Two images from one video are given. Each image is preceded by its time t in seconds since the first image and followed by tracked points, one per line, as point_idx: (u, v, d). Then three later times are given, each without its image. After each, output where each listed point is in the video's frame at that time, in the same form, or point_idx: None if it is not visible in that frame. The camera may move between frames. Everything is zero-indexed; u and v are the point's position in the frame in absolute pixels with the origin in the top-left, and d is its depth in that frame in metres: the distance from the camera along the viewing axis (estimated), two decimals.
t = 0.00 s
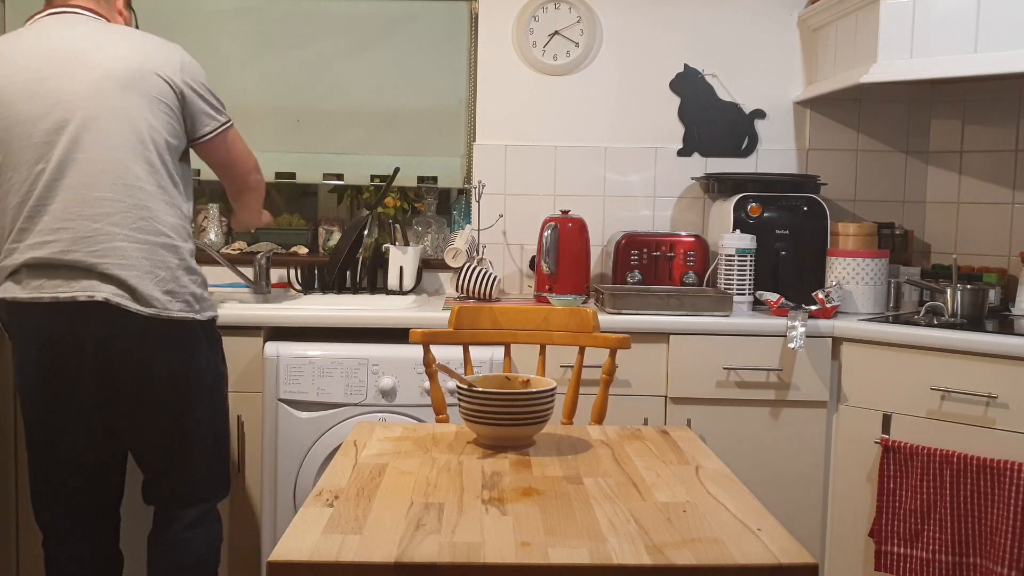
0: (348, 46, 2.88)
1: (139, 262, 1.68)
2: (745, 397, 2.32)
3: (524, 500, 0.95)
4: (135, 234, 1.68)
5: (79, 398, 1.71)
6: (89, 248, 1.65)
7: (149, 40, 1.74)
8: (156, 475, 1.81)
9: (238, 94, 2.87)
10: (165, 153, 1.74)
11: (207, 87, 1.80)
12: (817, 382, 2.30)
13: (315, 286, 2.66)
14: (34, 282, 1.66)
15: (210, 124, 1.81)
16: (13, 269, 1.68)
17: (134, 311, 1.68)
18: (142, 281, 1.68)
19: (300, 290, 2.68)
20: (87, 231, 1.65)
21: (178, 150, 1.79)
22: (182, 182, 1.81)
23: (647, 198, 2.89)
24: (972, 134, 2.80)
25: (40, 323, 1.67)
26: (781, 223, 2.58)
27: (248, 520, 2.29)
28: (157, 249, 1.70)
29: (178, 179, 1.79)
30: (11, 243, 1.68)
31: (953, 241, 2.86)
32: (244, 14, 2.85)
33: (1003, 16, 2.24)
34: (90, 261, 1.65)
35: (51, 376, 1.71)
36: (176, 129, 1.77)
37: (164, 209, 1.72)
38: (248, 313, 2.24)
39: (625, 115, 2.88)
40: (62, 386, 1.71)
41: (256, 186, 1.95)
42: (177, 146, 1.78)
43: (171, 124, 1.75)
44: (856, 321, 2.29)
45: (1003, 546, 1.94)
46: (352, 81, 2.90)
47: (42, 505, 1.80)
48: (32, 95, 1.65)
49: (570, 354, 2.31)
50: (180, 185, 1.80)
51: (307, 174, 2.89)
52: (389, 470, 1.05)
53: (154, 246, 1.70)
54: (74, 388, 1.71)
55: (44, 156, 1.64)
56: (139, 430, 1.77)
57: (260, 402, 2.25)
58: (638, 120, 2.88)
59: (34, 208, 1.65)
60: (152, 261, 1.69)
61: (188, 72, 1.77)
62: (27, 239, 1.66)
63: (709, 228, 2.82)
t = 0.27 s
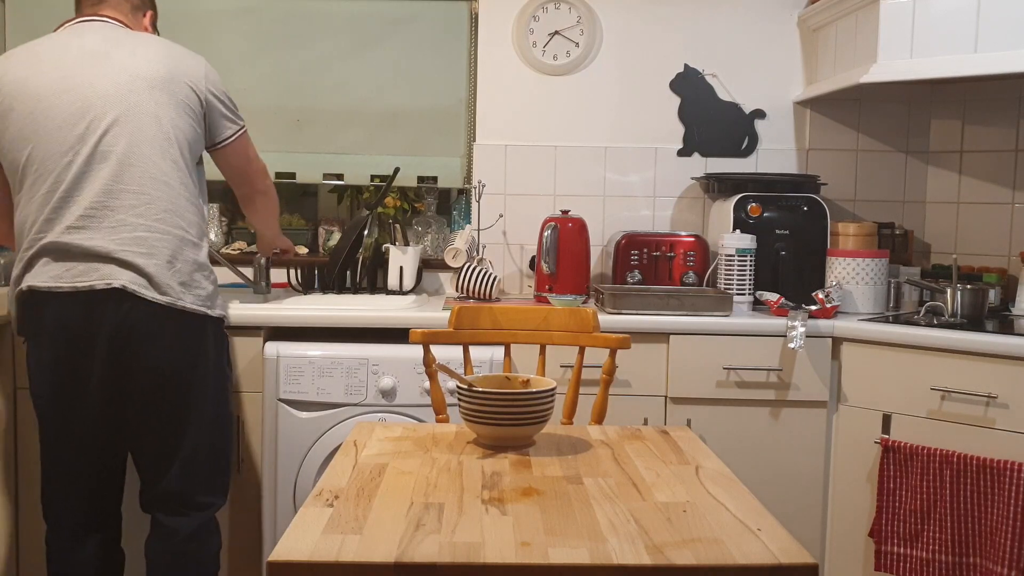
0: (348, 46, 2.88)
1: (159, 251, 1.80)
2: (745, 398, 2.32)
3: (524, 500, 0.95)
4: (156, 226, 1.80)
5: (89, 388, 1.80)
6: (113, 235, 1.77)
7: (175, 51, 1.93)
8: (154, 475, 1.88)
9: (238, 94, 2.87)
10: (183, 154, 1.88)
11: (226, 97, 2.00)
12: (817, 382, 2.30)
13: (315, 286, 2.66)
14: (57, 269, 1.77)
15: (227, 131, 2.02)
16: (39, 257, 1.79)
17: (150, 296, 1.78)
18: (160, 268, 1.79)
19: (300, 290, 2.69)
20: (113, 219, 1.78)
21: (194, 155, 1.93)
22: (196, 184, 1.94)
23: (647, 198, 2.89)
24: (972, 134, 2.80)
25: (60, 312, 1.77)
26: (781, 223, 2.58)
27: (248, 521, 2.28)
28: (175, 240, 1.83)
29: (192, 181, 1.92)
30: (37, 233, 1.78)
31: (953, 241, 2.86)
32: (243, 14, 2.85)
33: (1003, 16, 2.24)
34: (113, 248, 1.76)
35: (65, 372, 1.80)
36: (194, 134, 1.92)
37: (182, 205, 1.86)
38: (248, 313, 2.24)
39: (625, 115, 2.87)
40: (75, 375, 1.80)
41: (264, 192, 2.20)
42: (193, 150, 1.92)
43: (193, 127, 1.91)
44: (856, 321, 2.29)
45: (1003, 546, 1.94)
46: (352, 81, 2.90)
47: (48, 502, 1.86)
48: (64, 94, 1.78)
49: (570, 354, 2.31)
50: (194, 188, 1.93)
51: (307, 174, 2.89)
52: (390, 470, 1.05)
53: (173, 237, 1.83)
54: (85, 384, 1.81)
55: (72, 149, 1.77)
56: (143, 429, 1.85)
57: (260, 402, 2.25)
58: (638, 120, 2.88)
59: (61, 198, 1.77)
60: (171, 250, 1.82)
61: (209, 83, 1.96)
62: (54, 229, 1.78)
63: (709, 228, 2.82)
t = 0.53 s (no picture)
0: (348, 47, 2.88)
1: (165, 251, 1.80)
2: (745, 397, 2.32)
3: (524, 500, 0.95)
4: (163, 226, 1.81)
5: (90, 388, 1.80)
6: (121, 234, 1.78)
7: (188, 55, 1.94)
8: (153, 476, 1.88)
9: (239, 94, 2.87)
10: (191, 156, 1.89)
11: (238, 99, 2.01)
12: (817, 382, 2.30)
13: (315, 286, 2.66)
14: (64, 266, 1.78)
15: (239, 132, 2.02)
16: (48, 255, 1.80)
17: (154, 295, 1.78)
18: (165, 268, 1.79)
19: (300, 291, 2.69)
20: (120, 217, 1.78)
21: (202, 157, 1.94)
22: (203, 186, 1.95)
23: (647, 198, 2.89)
24: (972, 134, 2.80)
25: (65, 311, 1.78)
26: (781, 223, 2.58)
27: (248, 521, 2.28)
28: (181, 241, 1.83)
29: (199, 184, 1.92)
30: (46, 230, 1.80)
31: (953, 241, 2.86)
32: (244, 14, 2.85)
33: (1003, 16, 2.24)
34: (120, 246, 1.77)
35: (66, 372, 1.80)
36: (202, 136, 1.93)
37: (189, 206, 1.86)
38: (249, 314, 2.24)
39: (625, 115, 2.87)
40: (76, 375, 1.80)
41: (281, 194, 2.22)
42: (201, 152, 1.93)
43: (202, 129, 1.92)
44: (856, 321, 2.29)
45: (1003, 546, 1.94)
46: (352, 81, 2.90)
47: (48, 501, 1.86)
48: (74, 93, 1.80)
49: (570, 354, 2.31)
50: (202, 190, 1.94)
51: (307, 174, 2.89)
52: (389, 470, 1.05)
53: (179, 238, 1.83)
54: (87, 384, 1.80)
55: (81, 149, 1.78)
56: (144, 429, 1.85)
57: (260, 402, 2.25)
58: (638, 120, 2.88)
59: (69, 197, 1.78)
60: (177, 250, 1.82)
61: (220, 85, 1.97)
62: (62, 228, 1.79)
63: (709, 228, 2.82)
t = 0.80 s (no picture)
0: (348, 47, 2.88)
1: (166, 252, 1.80)
2: (745, 397, 2.32)
3: (525, 500, 0.95)
4: (165, 227, 1.81)
5: (91, 387, 1.80)
6: (122, 234, 1.78)
7: (194, 56, 1.94)
8: (153, 477, 1.88)
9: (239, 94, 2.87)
10: (195, 158, 1.89)
11: (244, 99, 2.00)
12: (817, 382, 2.30)
13: (315, 286, 2.67)
14: (67, 266, 1.78)
15: (245, 132, 2.02)
16: (51, 255, 1.80)
17: (153, 296, 1.78)
18: (165, 269, 1.79)
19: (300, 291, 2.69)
20: (122, 218, 1.78)
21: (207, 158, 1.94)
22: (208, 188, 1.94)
23: (647, 198, 2.89)
24: (972, 134, 2.80)
25: (67, 311, 1.78)
26: (781, 223, 2.58)
27: (248, 521, 2.28)
28: (183, 242, 1.83)
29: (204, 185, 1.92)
30: (50, 230, 1.80)
31: (953, 241, 2.86)
32: (244, 14, 2.85)
33: (1003, 16, 2.24)
34: (121, 247, 1.77)
35: (67, 372, 1.80)
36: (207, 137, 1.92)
37: (191, 207, 1.86)
38: (249, 314, 2.24)
39: (624, 115, 2.87)
40: (77, 373, 1.80)
41: (286, 193, 2.23)
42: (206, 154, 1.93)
43: (205, 129, 1.91)
44: (856, 321, 2.29)
45: (1003, 546, 1.94)
46: (352, 81, 2.90)
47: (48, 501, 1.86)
48: (78, 93, 1.80)
49: (570, 354, 2.31)
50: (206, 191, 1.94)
51: (307, 174, 2.89)
52: (390, 470, 1.05)
53: (181, 240, 1.83)
54: (87, 384, 1.81)
55: (84, 150, 1.78)
56: (143, 430, 1.85)
57: (260, 402, 2.25)
58: (638, 120, 2.88)
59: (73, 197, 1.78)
60: (178, 252, 1.82)
61: (226, 86, 1.97)
62: (65, 228, 1.79)
63: (709, 229, 2.82)
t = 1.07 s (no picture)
0: (348, 47, 2.88)
1: (167, 252, 1.80)
2: (745, 397, 2.32)
3: (524, 500, 0.95)
4: (166, 227, 1.81)
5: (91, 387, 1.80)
6: (123, 234, 1.78)
7: (197, 56, 1.94)
8: (153, 477, 1.88)
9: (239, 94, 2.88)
10: (197, 159, 1.89)
11: (247, 99, 1.99)
12: (817, 382, 2.31)
13: (315, 287, 2.67)
14: (68, 266, 1.78)
15: (248, 133, 2.01)
16: (53, 254, 1.81)
17: (154, 296, 1.78)
18: (166, 269, 1.79)
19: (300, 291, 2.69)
20: (123, 218, 1.78)
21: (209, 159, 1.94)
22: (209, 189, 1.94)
23: (647, 198, 2.89)
24: (972, 134, 2.80)
25: (68, 311, 1.78)
26: (781, 223, 2.58)
27: (247, 521, 2.28)
28: (184, 243, 1.83)
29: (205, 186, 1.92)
30: (52, 230, 1.80)
31: (953, 240, 2.86)
32: (244, 14, 2.85)
33: (1003, 16, 2.24)
34: (122, 247, 1.77)
35: (67, 372, 1.80)
36: (209, 138, 1.92)
37: (192, 207, 1.86)
38: (249, 314, 2.24)
39: (624, 115, 2.87)
40: (77, 374, 1.80)
41: (288, 193, 2.23)
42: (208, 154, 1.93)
43: (208, 130, 1.91)
44: (856, 321, 2.29)
45: (1003, 546, 1.94)
46: (352, 81, 2.90)
47: (48, 502, 1.87)
48: (81, 94, 1.80)
49: (570, 354, 2.31)
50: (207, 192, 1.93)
51: (307, 174, 2.89)
52: (390, 470, 1.05)
53: (182, 240, 1.83)
54: (87, 385, 1.81)
55: (86, 150, 1.78)
56: (144, 430, 1.86)
57: (260, 402, 2.25)
58: (638, 120, 2.88)
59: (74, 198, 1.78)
60: (179, 252, 1.82)
61: (229, 87, 1.97)
62: (67, 228, 1.79)
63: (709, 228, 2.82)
